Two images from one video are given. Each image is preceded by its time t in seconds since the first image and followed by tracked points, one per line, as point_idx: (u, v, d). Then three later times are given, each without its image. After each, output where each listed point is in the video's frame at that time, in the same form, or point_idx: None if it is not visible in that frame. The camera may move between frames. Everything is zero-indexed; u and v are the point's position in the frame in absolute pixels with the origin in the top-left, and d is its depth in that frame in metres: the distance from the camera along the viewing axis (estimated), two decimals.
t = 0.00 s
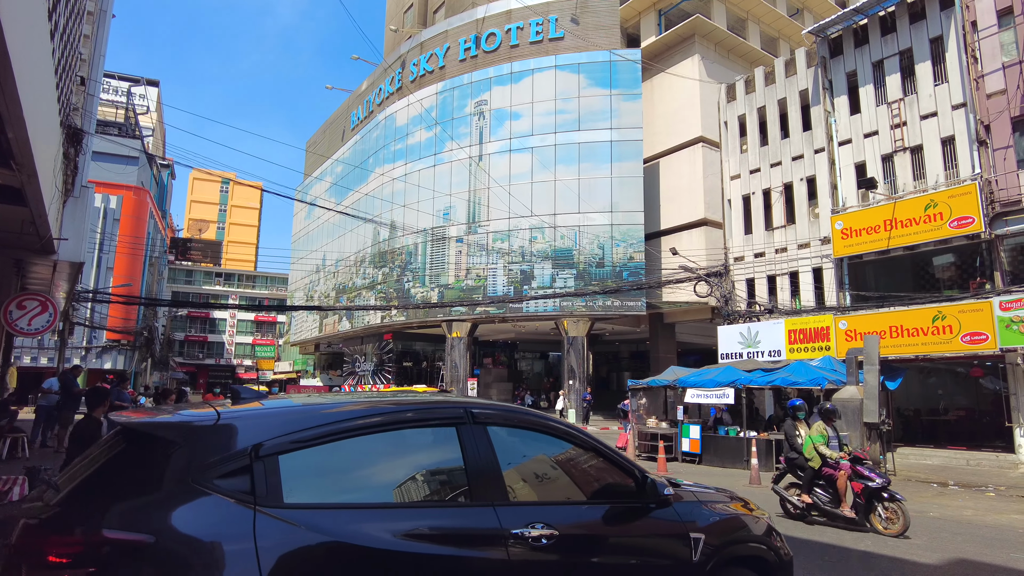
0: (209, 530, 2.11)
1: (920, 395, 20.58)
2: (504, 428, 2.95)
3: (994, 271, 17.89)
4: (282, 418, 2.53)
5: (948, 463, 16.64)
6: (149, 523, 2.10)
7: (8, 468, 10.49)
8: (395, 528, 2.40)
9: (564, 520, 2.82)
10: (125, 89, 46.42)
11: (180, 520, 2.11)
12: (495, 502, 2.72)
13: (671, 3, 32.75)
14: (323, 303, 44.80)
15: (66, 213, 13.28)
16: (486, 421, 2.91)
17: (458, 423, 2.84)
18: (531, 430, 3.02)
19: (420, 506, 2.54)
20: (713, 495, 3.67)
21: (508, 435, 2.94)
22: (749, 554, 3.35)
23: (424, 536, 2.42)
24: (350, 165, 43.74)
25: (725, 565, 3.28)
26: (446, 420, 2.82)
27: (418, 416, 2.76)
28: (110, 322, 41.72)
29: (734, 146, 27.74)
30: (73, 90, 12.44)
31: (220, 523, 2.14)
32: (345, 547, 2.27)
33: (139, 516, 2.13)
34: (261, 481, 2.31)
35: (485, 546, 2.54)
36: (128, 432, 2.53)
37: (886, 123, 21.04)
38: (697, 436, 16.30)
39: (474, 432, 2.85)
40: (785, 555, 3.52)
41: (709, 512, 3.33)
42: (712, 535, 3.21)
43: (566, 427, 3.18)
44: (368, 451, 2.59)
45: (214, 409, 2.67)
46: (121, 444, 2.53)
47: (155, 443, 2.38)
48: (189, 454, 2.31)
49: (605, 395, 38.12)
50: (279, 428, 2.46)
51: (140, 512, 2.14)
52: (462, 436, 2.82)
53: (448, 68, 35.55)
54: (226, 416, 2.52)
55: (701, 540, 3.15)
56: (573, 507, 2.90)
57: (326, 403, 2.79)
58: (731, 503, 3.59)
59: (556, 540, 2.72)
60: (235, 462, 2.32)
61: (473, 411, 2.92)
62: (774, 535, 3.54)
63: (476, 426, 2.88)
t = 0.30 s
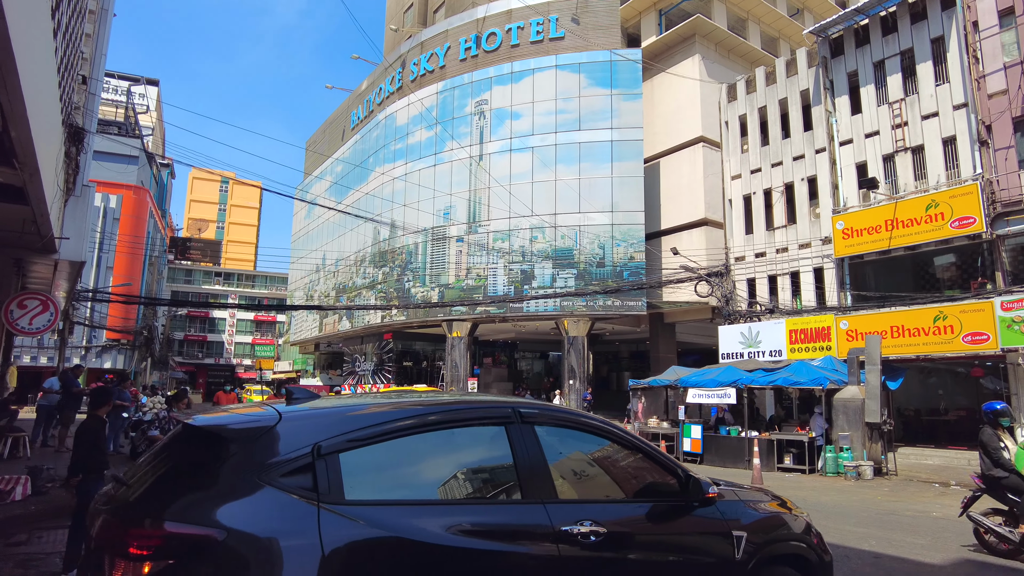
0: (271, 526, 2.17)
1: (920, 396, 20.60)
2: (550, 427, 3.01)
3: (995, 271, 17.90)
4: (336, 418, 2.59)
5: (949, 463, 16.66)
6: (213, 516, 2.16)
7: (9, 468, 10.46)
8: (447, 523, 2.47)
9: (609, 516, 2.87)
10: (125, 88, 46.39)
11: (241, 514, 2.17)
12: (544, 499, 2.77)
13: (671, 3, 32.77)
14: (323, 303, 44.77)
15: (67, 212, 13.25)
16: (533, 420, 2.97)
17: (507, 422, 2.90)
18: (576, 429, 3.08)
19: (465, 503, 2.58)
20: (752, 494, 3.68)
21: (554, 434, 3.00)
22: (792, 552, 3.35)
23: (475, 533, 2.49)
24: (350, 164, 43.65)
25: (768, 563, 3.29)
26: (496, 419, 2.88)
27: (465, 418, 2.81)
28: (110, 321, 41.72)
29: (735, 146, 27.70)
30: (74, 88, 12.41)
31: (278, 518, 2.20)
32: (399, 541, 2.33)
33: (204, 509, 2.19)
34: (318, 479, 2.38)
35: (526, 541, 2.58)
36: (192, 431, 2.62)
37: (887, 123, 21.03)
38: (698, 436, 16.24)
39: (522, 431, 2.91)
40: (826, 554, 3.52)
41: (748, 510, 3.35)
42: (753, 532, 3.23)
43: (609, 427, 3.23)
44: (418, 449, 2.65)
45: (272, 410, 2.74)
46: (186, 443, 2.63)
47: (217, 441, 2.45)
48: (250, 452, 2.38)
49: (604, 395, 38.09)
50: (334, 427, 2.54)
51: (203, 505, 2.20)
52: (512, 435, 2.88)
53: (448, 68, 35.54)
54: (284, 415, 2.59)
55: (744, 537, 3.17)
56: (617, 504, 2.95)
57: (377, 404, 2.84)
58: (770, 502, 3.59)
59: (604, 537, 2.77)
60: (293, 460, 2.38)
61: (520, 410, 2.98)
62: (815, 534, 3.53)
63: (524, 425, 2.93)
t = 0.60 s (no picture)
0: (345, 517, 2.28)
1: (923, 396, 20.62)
2: (603, 426, 3.07)
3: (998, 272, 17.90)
4: (399, 415, 2.68)
5: (952, 464, 16.64)
6: (287, 509, 2.26)
7: (13, 467, 10.45)
8: (505, 516, 2.53)
9: (661, 511, 2.93)
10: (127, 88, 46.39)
11: (316, 506, 2.27)
12: (599, 495, 2.83)
13: (673, 3, 32.78)
14: (325, 303, 44.78)
15: (72, 210, 13.23)
16: (587, 419, 3.04)
17: (562, 420, 2.97)
18: (627, 428, 3.14)
19: (519, 498, 2.63)
20: (795, 493, 3.73)
21: (606, 432, 3.06)
22: (838, 550, 3.41)
23: (533, 526, 2.55)
24: (352, 163, 43.62)
25: (815, 560, 3.34)
26: (552, 417, 2.95)
27: (521, 416, 2.88)
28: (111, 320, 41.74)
29: (737, 146, 27.69)
30: (79, 87, 12.41)
31: (346, 512, 2.29)
32: (459, 535, 2.40)
33: (278, 501, 2.30)
34: (384, 475, 2.46)
35: (568, 535, 2.61)
36: (266, 429, 2.74)
37: (891, 124, 20.99)
38: (701, 436, 16.16)
39: (577, 429, 2.98)
40: (871, 552, 3.58)
41: (795, 508, 3.41)
42: (801, 529, 3.29)
43: (659, 425, 3.28)
44: (476, 444, 2.73)
45: (338, 409, 2.84)
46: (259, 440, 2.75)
47: (290, 438, 2.56)
48: (321, 449, 2.47)
49: (606, 395, 38.06)
50: (398, 425, 2.62)
51: (282, 495, 2.32)
52: (567, 433, 2.95)
53: (450, 67, 35.53)
54: (352, 414, 2.68)
55: (792, 535, 3.22)
56: (666, 500, 3.01)
57: (439, 402, 2.92)
58: (814, 500, 3.65)
59: (659, 532, 2.83)
60: (360, 456, 2.47)
61: (575, 409, 3.05)
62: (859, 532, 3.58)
63: (579, 424, 3.00)
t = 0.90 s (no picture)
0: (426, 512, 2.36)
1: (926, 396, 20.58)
2: (659, 421, 3.15)
3: (1005, 271, 17.85)
4: (466, 410, 2.77)
5: (958, 463, 16.58)
6: (352, 501, 2.34)
7: (16, 466, 10.40)
8: (560, 507, 2.61)
9: (715, 504, 3.00)
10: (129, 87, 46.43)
11: (387, 496, 2.35)
12: (657, 490, 2.91)
13: (676, 2, 32.73)
14: (327, 302, 44.79)
15: (75, 208, 13.17)
16: (645, 414, 3.11)
17: (622, 416, 3.04)
18: (683, 423, 3.21)
19: (574, 492, 2.71)
20: (850, 489, 3.77)
21: (663, 427, 3.14)
22: (895, 547, 3.44)
23: (592, 517, 2.63)
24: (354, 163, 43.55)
25: (874, 557, 3.37)
26: (612, 413, 3.03)
27: (580, 411, 2.96)
28: (114, 319, 41.77)
29: (741, 145, 27.61)
30: (83, 85, 12.37)
31: (420, 506, 2.36)
32: (526, 525, 2.49)
33: (349, 491, 2.38)
34: (455, 469, 2.55)
35: (616, 526, 2.66)
36: (342, 422, 2.82)
37: (895, 122, 20.89)
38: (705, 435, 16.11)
39: (636, 424, 3.06)
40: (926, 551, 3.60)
41: (850, 504, 3.45)
42: (857, 525, 3.32)
43: (715, 421, 3.34)
44: (537, 438, 2.81)
45: (406, 403, 2.92)
46: (334, 434, 2.83)
47: (365, 430, 2.66)
48: (388, 446, 2.54)
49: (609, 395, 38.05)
50: (464, 420, 2.71)
51: (355, 483, 2.41)
52: (627, 428, 3.02)
53: (453, 66, 35.48)
54: (420, 408, 2.77)
55: (848, 531, 3.26)
56: (721, 494, 3.06)
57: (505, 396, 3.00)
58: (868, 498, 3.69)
59: (718, 528, 2.90)
60: (432, 451, 2.56)
61: (634, 405, 3.12)
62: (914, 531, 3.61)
63: (638, 419, 3.08)
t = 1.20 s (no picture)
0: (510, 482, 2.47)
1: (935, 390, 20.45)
2: (726, 398, 3.23)
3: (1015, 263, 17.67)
4: (543, 384, 2.89)
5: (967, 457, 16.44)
6: (427, 466, 2.44)
7: (21, 456, 10.36)
8: (633, 478, 2.71)
9: (783, 480, 3.07)
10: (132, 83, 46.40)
11: (465, 464, 2.46)
12: (724, 463, 3.00)
13: None
14: (330, 298, 44.75)
15: (78, 199, 13.09)
16: (713, 390, 3.20)
17: (691, 392, 3.13)
18: (749, 400, 3.30)
19: (641, 464, 2.80)
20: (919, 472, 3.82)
21: (729, 404, 3.23)
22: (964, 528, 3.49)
23: (663, 490, 2.71)
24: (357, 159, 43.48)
25: (943, 539, 3.43)
26: (682, 389, 3.12)
27: (650, 386, 3.05)
28: (117, 316, 41.82)
29: (747, 139, 27.43)
30: (86, 74, 12.27)
31: (499, 476, 2.46)
32: (602, 496, 2.59)
33: (419, 456, 2.50)
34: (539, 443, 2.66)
35: (684, 497, 2.74)
36: (423, 395, 2.93)
37: (903, 115, 20.74)
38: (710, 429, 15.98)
39: (704, 401, 3.15)
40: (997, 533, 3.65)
41: (920, 485, 3.50)
42: (927, 506, 3.37)
43: (781, 399, 3.41)
44: (606, 413, 2.91)
45: (481, 378, 3.03)
46: (415, 408, 2.93)
47: (444, 402, 2.76)
48: (464, 415, 2.65)
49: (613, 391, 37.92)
50: (541, 393, 2.83)
51: (431, 447, 2.53)
52: (695, 404, 3.11)
53: (456, 61, 35.34)
54: (496, 382, 2.89)
55: (919, 512, 3.31)
56: (786, 469, 3.13)
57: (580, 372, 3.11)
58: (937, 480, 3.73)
59: (790, 503, 2.98)
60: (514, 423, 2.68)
61: (701, 381, 3.21)
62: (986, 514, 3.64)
63: (706, 395, 3.17)
